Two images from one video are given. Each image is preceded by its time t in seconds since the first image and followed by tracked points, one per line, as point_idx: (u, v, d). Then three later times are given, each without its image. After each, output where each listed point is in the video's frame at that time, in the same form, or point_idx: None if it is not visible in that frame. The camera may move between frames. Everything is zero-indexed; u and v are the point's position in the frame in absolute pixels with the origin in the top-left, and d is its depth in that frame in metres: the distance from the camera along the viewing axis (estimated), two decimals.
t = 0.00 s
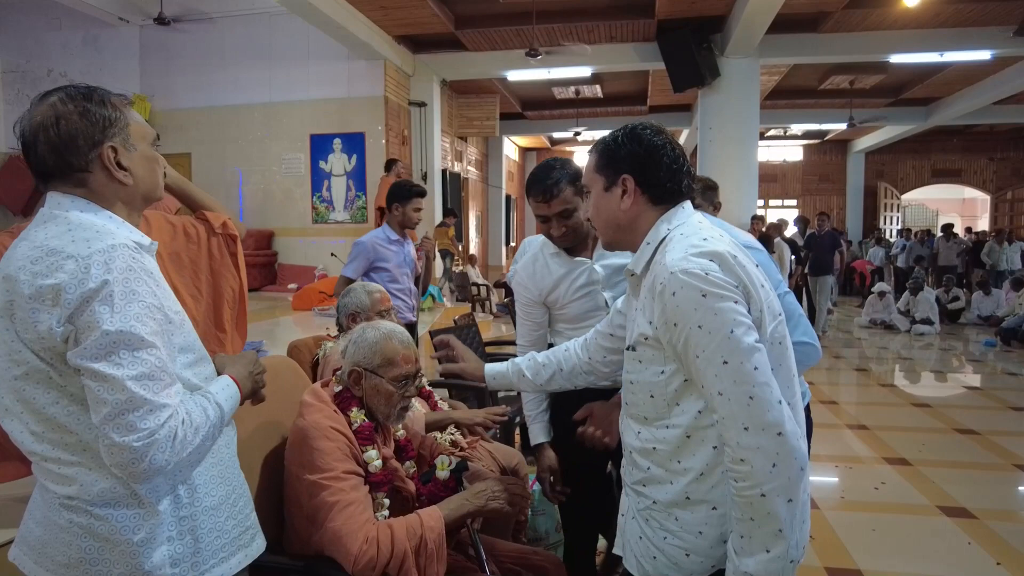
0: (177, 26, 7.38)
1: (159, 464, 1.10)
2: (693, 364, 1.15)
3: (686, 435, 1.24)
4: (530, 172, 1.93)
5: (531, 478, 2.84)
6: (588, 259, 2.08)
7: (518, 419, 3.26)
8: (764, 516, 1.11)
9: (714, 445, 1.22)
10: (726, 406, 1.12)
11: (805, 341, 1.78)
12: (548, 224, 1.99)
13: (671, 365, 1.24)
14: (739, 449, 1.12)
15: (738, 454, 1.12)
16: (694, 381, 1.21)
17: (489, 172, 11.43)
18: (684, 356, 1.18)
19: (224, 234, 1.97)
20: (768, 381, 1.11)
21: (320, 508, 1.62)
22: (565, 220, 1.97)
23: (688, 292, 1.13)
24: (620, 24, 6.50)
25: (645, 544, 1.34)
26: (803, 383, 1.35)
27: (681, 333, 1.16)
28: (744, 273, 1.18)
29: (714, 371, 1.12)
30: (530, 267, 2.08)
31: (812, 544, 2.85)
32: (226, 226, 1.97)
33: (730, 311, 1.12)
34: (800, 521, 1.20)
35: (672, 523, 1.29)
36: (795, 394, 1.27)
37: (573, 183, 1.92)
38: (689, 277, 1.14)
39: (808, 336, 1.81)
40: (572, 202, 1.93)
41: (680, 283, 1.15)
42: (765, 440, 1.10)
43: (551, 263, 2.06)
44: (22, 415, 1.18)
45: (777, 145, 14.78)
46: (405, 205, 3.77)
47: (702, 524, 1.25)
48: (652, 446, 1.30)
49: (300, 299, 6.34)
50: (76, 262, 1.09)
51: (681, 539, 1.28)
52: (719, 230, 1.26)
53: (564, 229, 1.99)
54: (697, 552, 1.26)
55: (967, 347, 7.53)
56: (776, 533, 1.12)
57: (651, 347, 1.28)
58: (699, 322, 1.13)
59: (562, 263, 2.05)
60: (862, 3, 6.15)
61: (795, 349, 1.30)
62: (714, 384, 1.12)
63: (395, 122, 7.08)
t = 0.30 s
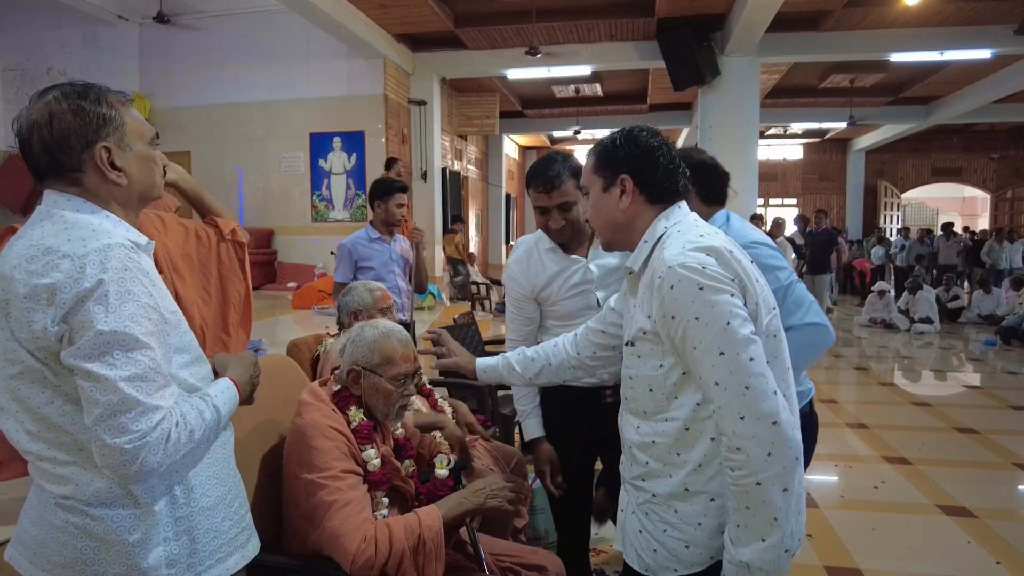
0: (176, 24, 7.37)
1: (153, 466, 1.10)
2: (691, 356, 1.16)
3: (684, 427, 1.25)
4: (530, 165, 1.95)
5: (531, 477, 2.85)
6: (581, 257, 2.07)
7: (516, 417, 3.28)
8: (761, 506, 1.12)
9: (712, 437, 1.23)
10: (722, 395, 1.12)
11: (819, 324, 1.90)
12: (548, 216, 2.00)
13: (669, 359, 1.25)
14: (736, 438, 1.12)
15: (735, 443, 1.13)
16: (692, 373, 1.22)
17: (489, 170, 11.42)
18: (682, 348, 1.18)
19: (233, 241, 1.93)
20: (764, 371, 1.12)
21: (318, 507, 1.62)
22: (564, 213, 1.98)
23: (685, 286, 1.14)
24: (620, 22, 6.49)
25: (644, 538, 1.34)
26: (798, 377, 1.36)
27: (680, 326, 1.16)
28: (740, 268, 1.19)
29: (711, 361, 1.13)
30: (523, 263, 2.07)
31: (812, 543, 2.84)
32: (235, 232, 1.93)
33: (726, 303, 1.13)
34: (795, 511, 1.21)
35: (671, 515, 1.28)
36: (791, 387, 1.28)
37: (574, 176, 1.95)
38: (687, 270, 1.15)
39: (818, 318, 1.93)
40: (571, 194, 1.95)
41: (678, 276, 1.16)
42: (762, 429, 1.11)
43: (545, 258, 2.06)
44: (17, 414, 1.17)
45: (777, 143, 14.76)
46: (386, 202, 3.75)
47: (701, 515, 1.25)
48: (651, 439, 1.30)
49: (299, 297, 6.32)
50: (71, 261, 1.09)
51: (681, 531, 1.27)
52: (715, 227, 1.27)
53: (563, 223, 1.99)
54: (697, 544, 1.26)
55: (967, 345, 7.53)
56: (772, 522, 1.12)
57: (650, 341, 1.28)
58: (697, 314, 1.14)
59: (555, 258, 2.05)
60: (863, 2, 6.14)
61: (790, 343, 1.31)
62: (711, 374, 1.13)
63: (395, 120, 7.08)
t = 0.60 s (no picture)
0: (175, 23, 7.36)
1: (159, 463, 1.11)
2: (708, 353, 1.17)
3: (694, 423, 1.25)
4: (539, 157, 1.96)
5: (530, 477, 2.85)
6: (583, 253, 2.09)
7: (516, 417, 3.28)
8: (773, 500, 1.13)
9: (722, 432, 1.23)
10: (739, 392, 1.14)
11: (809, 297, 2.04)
12: (556, 209, 2.01)
13: (681, 356, 1.24)
14: (752, 434, 1.14)
15: (751, 439, 1.14)
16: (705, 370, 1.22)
17: (488, 170, 11.41)
18: (698, 345, 1.19)
19: (236, 248, 2.05)
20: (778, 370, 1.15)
21: (316, 507, 1.61)
22: (571, 208, 2.00)
23: (704, 285, 1.16)
24: (620, 22, 6.49)
25: (648, 533, 1.33)
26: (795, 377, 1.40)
27: (698, 323, 1.17)
28: (754, 269, 1.21)
29: (730, 358, 1.14)
30: (523, 258, 2.06)
31: (811, 542, 2.85)
32: (240, 240, 2.06)
33: (742, 303, 1.15)
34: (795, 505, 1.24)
35: (678, 510, 1.28)
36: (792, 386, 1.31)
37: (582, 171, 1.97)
38: (705, 270, 1.17)
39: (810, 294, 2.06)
40: (580, 188, 1.95)
41: (698, 275, 1.17)
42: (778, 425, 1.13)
43: (548, 253, 2.05)
44: (15, 415, 1.17)
45: (777, 143, 14.75)
46: (368, 203, 3.79)
47: (708, 510, 1.26)
48: (659, 435, 1.29)
49: (299, 297, 6.32)
50: (70, 260, 1.09)
51: (686, 526, 1.28)
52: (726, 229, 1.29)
53: (571, 216, 2.01)
54: (704, 539, 1.27)
55: (967, 345, 7.52)
56: (782, 516, 1.14)
57: (660, 338, 1.27)
58: (715, 312, 1.15)
59: (558, 255, 2.05)
60: (863, 1, 6.13)
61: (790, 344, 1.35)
62: (729, 371, 1.14)
63: (395, 119, 7.08)
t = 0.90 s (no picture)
0: (174, 22, 7.35)
1: (162, 461, 1.11)
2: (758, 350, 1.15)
3: (740, 421, 1.22)
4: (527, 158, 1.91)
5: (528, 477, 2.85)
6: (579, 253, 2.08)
7: (515, 417, 3.29)
8: (825, 495, 1.12)
9: (768, 427, 1.21)
10: (793, 387, 1.12)
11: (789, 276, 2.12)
12: (547, 209, 1.97)
13: (725, 354, 1.22)
14: (804, 429, 1.12)
15: (800, 433, 1.12)
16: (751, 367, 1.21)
17: (488, 169, 11.41)
18: (746, 343, 1.17)
19: (238, 252, 2.09)
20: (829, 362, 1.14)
21: (316, 507, 1.61)
22: (565, 207, 1.96)
23: (758, 283, 1.15)
24: (620, 22, 6.49)
25: (693, 536, 1.29)
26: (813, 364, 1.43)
27: (749, 321, 1.15)
28: (796, 266, 1.21)
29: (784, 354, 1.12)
30: (519, 260, 2.06)
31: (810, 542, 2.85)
32: (242, 245, 2.11)
33: (793, 297, 1.14)
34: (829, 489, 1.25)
35: (727, 509, 1.26)
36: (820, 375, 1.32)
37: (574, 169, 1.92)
38: (758, 268, 1.16)
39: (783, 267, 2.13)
40: (569, 185, 1.93)
41: (749, 274, 1.16)
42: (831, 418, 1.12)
43: (541, 256, 2.05)
44: (13, 415, 1.17)
45: (777, 142, 14.74)
46: (360, 203, 3.79)
47: (756, 505, 1.24)
48: (702, 434, 1.26)
49: (298, 296, 6.32)
50: (68, 261, 1.09)
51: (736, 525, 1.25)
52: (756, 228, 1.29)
53: (563, 215, 1.97)
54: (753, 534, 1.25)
55: (966, 345, 7.52)
56: (831, 507, 1.12)
57: (702, 338, 1.24)
58: (768, 309, 1.14)
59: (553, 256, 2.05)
60: (863, 1, 6.13)
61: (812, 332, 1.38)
62: (782, 366, 1.13)
63: (394, 119, 7.08)
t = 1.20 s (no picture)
0: (173, 21, 7.34)
1: (158, 462, 1.11)
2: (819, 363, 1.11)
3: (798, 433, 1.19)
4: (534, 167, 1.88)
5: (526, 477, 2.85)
6: (590, 264, 2.02)
7: (514, 416, 3.29)
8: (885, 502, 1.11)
9: (823, 435, 1.20)
10: (858, 398, 1.09)
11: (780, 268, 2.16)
12: (557, 218, 1.92)
13: (781, 364, 1.18)
14: (868, 438, 1.09)
15: (863, 443, 1.09)
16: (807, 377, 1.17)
17: (486, 169, 11.40)
18: (806, 355, 1.13)
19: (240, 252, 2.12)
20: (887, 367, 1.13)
21: (313, 506, 1.61)
22: (571, 216, 1.92)
23: (821, 293, 1.10)
24: (619, 21, 6.49)
25: (752, 552, 1.26)
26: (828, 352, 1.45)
27: (810, 332, 1.11)
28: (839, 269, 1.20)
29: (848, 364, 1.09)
30: (529, 269, 2.06)
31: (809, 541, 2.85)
32: (243, 244, 2.13)
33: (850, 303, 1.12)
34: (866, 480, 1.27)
35: (788, 520, 1.23)
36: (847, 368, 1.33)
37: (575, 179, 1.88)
38: (818, 275, 1.12)
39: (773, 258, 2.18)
40: (579, 193, 1.89)
41: (807, 282, 1.12)
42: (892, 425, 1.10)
43: (549, 266, 2.03)
44: (9, 415, 1.18)
45: (776, 142, 14.74)
46: (358, 201, 3.76)
47: (814, 512, 1.23)
48: (758, 449, 1.21)
49: (297, 296, 6.32)
50: (62, 260, 1.09)
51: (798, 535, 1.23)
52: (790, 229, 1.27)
53: (573, 224, 1.93)
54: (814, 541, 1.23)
55: (965, 344, 7.53)
56: (885, 514, 1.12)
57: (758, 350, 1.19)
58: (829, 319, 1.10)
59: (560, 268, 2.01)
60: (862, 1, 6.13)
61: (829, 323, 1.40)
62: (845, 377, 1.09)
63: (393, 118, 7.07)
